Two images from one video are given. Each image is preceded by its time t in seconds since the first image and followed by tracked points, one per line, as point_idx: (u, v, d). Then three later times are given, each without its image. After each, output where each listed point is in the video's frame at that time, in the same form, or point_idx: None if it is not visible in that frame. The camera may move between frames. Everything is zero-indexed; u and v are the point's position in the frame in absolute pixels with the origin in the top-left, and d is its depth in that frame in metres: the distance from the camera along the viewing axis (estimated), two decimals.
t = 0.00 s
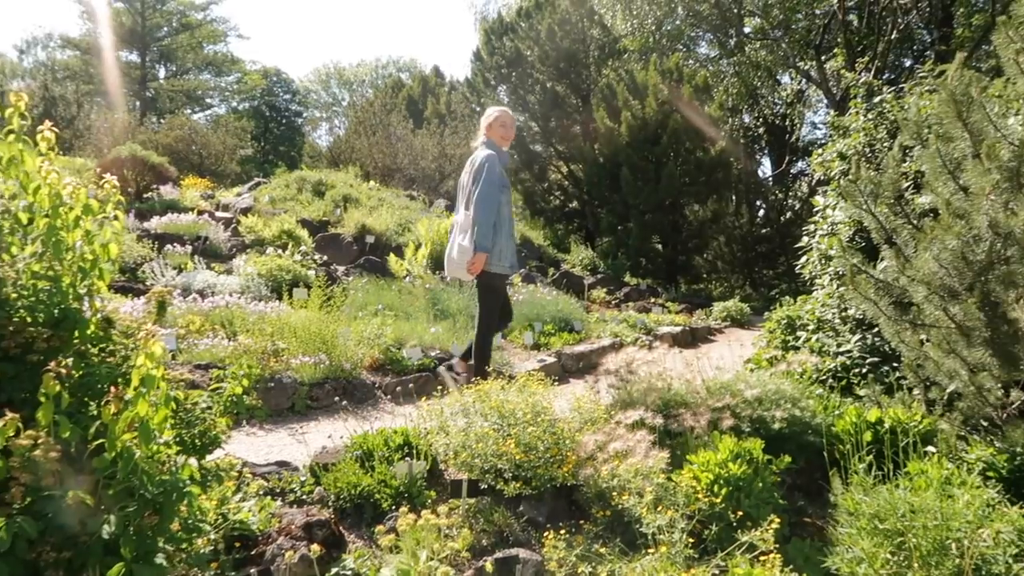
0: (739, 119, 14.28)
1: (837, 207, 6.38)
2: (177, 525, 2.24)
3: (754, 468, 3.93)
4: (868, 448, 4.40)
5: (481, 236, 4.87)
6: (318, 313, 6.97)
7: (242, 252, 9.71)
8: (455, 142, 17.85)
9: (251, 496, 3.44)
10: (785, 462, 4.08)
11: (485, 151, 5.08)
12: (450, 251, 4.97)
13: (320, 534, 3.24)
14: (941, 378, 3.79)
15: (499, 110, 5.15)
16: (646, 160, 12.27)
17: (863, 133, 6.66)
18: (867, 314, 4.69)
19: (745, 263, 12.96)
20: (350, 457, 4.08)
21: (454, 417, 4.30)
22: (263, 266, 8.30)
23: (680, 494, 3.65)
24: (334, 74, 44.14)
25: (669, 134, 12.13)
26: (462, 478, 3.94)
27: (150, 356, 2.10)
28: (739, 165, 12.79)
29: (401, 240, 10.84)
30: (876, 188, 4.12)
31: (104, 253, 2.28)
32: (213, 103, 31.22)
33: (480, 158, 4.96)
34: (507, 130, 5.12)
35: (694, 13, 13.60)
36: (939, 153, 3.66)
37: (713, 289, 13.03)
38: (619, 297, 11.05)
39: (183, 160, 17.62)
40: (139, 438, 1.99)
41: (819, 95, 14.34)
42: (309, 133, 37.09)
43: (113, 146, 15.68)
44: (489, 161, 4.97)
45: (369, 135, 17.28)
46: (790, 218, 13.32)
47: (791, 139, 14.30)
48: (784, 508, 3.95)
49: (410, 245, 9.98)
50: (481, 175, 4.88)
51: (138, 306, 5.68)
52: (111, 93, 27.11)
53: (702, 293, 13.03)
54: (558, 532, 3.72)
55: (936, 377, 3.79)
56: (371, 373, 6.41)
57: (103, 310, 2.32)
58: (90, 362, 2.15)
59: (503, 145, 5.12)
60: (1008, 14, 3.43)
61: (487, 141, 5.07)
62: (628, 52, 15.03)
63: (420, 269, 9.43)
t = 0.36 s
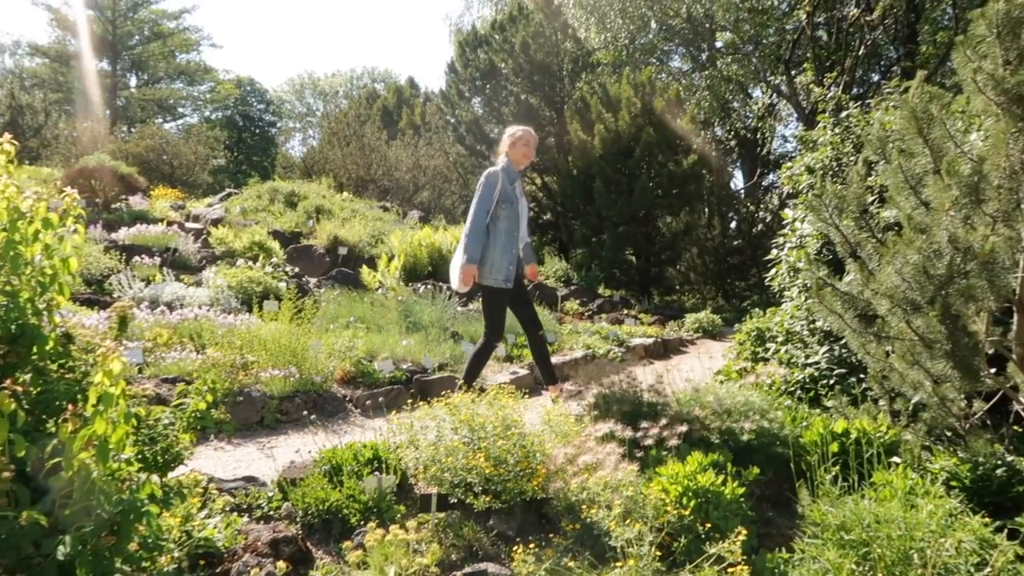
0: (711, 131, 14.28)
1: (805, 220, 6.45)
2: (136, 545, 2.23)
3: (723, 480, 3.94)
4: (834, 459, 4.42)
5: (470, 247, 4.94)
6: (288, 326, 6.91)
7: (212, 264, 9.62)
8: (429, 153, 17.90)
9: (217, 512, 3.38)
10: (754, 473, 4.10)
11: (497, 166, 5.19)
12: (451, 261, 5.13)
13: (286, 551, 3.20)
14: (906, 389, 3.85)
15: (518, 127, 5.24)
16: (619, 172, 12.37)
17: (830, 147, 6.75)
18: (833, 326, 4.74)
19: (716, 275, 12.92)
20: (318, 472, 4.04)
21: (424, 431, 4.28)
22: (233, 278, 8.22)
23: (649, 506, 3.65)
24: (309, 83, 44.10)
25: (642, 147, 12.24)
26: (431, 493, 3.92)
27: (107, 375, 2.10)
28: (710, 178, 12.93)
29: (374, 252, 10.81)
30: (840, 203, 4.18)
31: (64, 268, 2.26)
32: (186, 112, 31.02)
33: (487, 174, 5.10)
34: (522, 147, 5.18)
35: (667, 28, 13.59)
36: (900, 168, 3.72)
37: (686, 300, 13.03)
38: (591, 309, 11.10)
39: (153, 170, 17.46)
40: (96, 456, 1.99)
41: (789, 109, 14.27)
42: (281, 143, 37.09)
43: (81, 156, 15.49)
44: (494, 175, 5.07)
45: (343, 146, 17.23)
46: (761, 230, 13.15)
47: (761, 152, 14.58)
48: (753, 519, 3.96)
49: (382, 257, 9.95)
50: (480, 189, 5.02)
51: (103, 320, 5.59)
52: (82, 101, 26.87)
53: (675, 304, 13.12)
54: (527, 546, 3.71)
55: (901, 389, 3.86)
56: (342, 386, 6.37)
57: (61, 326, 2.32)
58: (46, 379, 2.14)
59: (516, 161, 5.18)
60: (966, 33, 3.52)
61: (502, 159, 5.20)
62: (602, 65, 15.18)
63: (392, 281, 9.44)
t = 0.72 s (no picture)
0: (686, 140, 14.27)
1: (776, 232, 6.53)
2: (96, 560, 2.29)
3: (693, 489, 3.95)
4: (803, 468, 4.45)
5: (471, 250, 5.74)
6: (259, 335, 6.85)
7: (183, 272, 9.51)
8: (405, 162, 17.93)
9: (183, 525, 3.33)
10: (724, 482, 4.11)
11: (526, 179, 5.69)
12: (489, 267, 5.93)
13: (254, 564, 3.17)
14: (874, 398, 3.91)
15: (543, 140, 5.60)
16: (595, 182, 12.44)
17: (801, 160, 6.85)
18: (803, 337, 4.79)
19: (691, 285, 12.85)
20: (288, 483, 4.01)
21: (396, 441, 4.26)
22: (204, 287, 8.13)
23: (620, 516, 3.67)
24: (285, 91, 43.98)
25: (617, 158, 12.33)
26: (403, 505, 3.90)
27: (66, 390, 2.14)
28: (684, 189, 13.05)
29: (348, 261, 10.78)
30: (809, 215, 4.23)
31: (26, 277, 2.23)
32: (159, 119, 30.83)
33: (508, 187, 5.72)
34: (533, 158, 5.56)
35: (643, 41, 14.59)
36: (867, 182, 3.79)
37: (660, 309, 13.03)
38: (566, 319, 11.14)
39: (125, 177, 17.27)
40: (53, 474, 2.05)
41: (763, 121, 14.10)
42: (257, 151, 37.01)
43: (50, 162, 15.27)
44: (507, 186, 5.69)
45: (318, 155, 17.17)
46: (735, 241, 13.09)
47: (737, 163, 14.16)
48: (723, 529, 3.99)
49: (357, 266, 9.91)
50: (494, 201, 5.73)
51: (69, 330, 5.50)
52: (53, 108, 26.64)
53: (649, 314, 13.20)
54: (498, 558, 3.70)
55: (870, 399, 3.92)
56: (315, 396, 6.32)
57: (22, 336, 2.33)
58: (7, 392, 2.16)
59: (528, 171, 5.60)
60: (931, 50, 3.59)
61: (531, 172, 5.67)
62: (578, 76, 15.32)
63: (367, 290, 9.41)
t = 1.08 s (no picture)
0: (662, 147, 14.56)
1: (749, 239, 6.59)
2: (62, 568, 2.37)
3: (666, 496, 3.97)
4: (775, 474, 4.49)
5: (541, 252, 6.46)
6: (231, 341, 6.79)
7: (154, 276, 9.40)
8: (381, 166, 17.87)
9: (151, 534, 3.27)
10: (697, 488, 4.12)
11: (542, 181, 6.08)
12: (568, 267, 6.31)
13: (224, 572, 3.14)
14: (845, 404, 3.96)
15: (533, 140, 5.97)
16: (571, 188, 12.47)
17: (774, 168, 6.92)
18: (775, 343, 4.83)
19: (667, 291, 12.83)
20: (259, 491, 3.97)
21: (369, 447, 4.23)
22: (176, 291, 8.04)
23: (594, 522, 3.67)
24: (261, 94, 43.73)
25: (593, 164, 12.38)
26: (376, 511, 3.87)
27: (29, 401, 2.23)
28: (660, 195, 13.12)
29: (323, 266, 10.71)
30: (780, 223, 4.27)
31: None
32: (132, 120, 30.53)
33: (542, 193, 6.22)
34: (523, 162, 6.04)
35: (619, 47, 15.04)
36: (837, 191, 3.84)
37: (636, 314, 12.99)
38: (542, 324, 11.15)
39: (97, 179, 17.06)
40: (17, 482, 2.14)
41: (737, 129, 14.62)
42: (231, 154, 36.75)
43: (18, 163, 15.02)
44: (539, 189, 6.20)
45: (294, 158, 17.06)
46: (710, 247, 13.64)
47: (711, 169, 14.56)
48: (695, 534, 4.01)
49: (332, 271, 9.85)
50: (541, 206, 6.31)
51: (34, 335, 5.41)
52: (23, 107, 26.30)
53: (625, 320, 13.25)
54: (471, 565, 3.68)
55: (840, 403, 4.01)
56: (288, 403, 6.26)
57: None
58: None
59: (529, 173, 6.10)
60: (898, 62, 3.64)
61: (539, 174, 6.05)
62: (555, 82, 15.39)
63: (341, 296, 9.35)
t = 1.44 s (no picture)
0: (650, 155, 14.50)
1: (737, 248, 6.62)
2: None
3: (655, 504, 3.97)
4: (763, 482, 4.50)
5: (594, 270, 6.22)
6: (219, 347, 6.74)
7: (141, 282, 9.34)
8: (371, 173, 17.86)
9: (136, 543, 3.23)
10: (685, 497, 4.13)
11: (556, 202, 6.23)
12: (586, 287, 5.98)
13: None
14: (832, 413, 3.97)
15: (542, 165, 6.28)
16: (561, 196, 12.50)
17: (762, 177, 6.96)
18: (762, 352, 4.83)
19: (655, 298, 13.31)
20: (246, 500, 3.95)
21: (356, 454, 4.21)
22: (163, 297, 7.99)
23: (582, 531, 3.65)
24: (250, 98, 43.67)
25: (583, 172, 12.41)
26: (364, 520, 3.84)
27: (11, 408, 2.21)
28: (649, 203, 13.17)
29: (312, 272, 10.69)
30: (768, 233, 4.29)
31: None
32: (120, 125, 30.43)
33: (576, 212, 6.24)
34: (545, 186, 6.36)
35: (608, 55, 15.50)
36: (824, 201, 3.86)
37: (625, 323, 13.23)
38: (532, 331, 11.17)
39: (84, 184, 16.96)
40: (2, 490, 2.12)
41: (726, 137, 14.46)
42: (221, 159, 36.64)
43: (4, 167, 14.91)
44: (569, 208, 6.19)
45: (283, 164, 17.03)
46: (699, 254, 13.66)
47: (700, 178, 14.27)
48: (684, 543, 4.01)
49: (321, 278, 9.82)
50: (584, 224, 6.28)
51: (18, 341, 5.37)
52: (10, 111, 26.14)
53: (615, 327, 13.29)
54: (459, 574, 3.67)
55: (828, 412, 4.01)
56: (275, 410, 6.23)
57: None
58: None
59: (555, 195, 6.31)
60: (884, 73, 3.67)
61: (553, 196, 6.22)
62: (545, 89, 15.43)
63: (330, 302, 9.33)
